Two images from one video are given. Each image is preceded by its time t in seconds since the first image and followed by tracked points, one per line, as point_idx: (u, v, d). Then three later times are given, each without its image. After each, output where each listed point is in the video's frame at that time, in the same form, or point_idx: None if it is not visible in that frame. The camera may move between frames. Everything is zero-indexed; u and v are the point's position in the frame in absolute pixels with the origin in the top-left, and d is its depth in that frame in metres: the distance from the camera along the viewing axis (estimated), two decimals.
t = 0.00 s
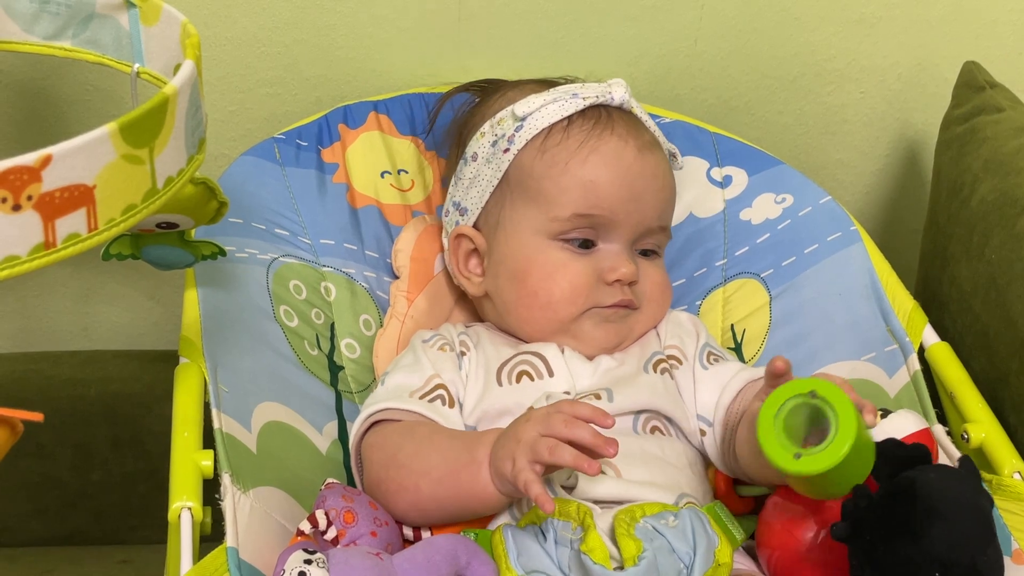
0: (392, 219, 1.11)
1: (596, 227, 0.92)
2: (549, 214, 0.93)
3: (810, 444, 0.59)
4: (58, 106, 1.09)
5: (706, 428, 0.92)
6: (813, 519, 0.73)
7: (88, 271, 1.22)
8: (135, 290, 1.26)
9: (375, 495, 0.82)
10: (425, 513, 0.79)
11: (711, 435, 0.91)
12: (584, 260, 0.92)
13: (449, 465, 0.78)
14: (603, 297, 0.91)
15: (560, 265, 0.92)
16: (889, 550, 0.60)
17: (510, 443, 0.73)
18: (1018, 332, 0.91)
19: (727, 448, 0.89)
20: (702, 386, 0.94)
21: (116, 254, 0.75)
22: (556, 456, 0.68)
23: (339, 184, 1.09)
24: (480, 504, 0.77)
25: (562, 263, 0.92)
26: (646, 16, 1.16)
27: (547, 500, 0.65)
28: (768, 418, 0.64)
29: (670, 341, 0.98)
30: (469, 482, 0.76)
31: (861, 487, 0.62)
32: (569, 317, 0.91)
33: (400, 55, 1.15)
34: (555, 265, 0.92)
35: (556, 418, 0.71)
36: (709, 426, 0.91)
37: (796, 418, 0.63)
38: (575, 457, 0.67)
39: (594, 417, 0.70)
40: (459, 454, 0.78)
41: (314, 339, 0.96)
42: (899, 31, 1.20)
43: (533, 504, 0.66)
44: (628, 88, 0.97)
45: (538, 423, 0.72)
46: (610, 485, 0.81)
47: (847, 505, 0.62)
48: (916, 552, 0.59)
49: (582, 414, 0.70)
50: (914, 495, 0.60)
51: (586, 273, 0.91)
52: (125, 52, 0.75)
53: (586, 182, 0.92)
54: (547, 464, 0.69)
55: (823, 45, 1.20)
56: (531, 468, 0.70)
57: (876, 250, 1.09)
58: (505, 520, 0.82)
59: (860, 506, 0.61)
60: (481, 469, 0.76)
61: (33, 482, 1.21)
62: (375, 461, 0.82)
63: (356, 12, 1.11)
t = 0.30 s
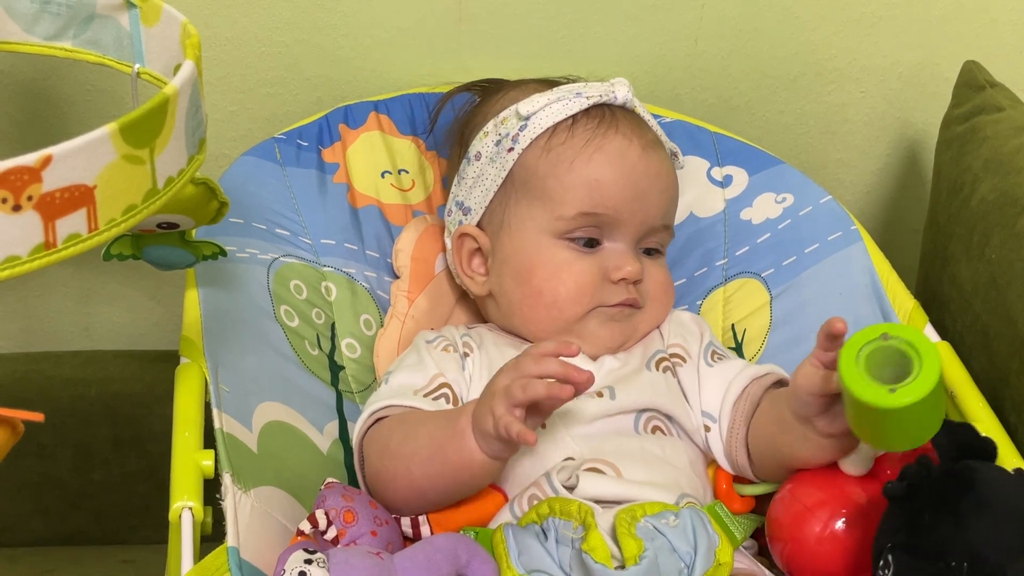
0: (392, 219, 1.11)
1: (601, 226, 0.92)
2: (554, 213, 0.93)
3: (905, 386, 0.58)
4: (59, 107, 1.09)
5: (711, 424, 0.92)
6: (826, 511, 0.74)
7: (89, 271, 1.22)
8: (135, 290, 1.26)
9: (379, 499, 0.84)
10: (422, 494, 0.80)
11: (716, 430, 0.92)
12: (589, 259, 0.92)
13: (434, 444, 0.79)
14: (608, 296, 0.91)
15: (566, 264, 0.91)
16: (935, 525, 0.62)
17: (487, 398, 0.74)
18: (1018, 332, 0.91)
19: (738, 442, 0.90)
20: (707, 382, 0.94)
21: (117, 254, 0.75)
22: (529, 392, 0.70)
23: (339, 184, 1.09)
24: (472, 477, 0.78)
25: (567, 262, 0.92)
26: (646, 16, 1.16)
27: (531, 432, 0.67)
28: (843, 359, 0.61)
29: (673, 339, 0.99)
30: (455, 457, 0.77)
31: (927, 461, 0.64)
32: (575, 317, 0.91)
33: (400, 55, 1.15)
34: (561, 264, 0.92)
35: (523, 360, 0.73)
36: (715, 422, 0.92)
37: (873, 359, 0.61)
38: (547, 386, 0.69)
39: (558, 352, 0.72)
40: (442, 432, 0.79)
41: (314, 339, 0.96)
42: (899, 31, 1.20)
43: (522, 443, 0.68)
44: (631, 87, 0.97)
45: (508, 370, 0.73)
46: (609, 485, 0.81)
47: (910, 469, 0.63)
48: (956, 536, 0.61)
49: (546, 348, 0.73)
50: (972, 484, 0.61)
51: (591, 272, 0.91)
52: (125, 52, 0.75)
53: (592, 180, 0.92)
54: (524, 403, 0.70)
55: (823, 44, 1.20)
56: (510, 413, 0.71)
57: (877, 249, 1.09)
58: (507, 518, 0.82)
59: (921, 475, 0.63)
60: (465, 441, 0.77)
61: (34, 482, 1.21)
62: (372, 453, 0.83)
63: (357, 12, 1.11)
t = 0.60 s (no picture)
0: (393, 220, 1.11)
1: (595, 228, 0.92)
2: (548, 216, 0.93)
3: (974, 348, 0.59)
4: (60, 108, 1.09)
5: (716, 420, 0.93)
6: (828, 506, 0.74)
7: (90, 271, 1.22)
8: (136, 290, 1.26)
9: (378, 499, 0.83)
10: (420, 504, 0.80)
11: (722, 426, 0.92)
12: (584, 261, 0.92)
13: (432, 454, 0.79)
14: (604, 297, 0.91)
15: (561, 266, 0.92)
16: (893, 568, 0.62)
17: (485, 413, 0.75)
18: (1018, 332, 0.91)
19: (744, 438, 0.91)
20: (710, 381, 0.95)
21: (118, 255, 0.75)
22: (528, 407, 0.70)
23: (340, 185, 1.09)
24: (471, 489, 0.78)
25: (562, 264, 0.92)
26: (647, 16, 1.16)
27: (529, 447, 0.67)
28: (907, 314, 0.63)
29: (675, 338, 0.99)
30: (453, 468, 0.77)
31: (868, 508, 0.64)
32: (571, 318, 0.91)
33: (400, 56, 1.15)
34: (556, 266, 0.92)
35: (523, 377, 0.73)
36: (719, 418, 0.93)
37: (938, 320, 0.62)
38: (547, 401, 0.69)
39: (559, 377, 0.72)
40: (439, 441, 0.79)
41: (315, 339, 0.96)
42: (900, 31, 1.20)
43: (521, 457, 0.68)
44: (624, 87, 0.97)
45: (507, 385, 0.74)
46: (610, 485, 0.81)
47: (852, 528, 0.64)
48: (916, 572, 0.61)
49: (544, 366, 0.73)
50: (916, 513, 0.62)
51: (586, 274, 0.91)
52: (125, 53, 0.75)
53: (584, 182, 0.92)
54: (523, 418, 0.71)
55: (823, 44, 1.20)
56: (509, 427, 0.72)
57: (876, 249, 1.09)
58: (507, 518, 0.83)
59: (864, 528, 0.64)
60: (462, 453, 0.77)
61: (35, 482, 1.22)
62: (371, 457, 0.83)
63: (357, 12, 1.11)
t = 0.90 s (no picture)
0: (393, 220, 1.11)
1: (591, 228, 0.92)
2: (543, 217, 0.93)
3: (1012, 311, 0.64)
4: (60, 108, 1.09)
5: (719, 420, 0.93)
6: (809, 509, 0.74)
7: (90, 272, 1.22)
8: (136, 291, 1.26)
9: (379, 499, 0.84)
10: (420, 499, 0.80)
11: (725, 426, 0.93)
12: (581, 261, 0.92)
13: (429, 448, 0.79)
14: (601, 297, 0.91)
15: (558, 267, 0.92)
16: (895, 571, 0.62)
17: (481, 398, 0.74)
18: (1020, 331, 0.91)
19: (748, 435, 0.92)
20: (714, 382, 0.95)
21: (118, 256, 0.75)
22: (524, 382, 0.70)
23: (339, 185, 1.09)
24: (469, 483, 0.78)
25: (560, 265, 0.92)
26: (647, 16, 1.16)
27: (540, 421, 0.68)
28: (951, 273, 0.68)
29: (677, 337, 0.99)
30: (450, 461, 0.77)
31: (871, 512, 0.65)
32: (569, 320, 0.91)
33: (400, 56, 1.15)
34: (554, 267, 0.92)
35: (510, 354, 0.73)
36: (723, 417, 0.93)
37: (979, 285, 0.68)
38: (542, 372, 0.69)
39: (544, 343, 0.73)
40: (437, 437, 0.79)
41: (316, 340, 0.96)
42: (900, 30, 1.20)
43: (532, 433, 0.68)
44: (620, 86, 0.97)
45: (499, 368, 0.74)
46: (611, 485, 0.81)
47: (855, 531, 0.65)
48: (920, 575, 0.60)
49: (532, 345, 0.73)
50: (917, 515, 0.61)
51: (584, 274, 0.91)
52: (125, 54, 0.75)
53: (579, 183, 0.92)
54: (522, 394, 0.70)
55: (823, 44, 1.20)
56: (509, 407, 0.71)
57: (877, 248, 1.09)
58: (509, 519, 0.83)
59: (866, 530, 0.64)
60: (460, 444, 0.76)
61: (34, 482, 1.21)
62: (373, 454, 0.84)
63: (357, 13, 1.11)
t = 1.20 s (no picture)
0: (393, 220, 1.11)
1: (591, 228, 0.92)
2: (543, 218, 0.93)
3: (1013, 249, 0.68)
4: (60, 109, 1.09)
5: (720, 419, 0.93)
6: (808, 506, 0.74)
7: (91, 273, 1.22)
8: (137, 292, 1.26)
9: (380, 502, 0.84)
10: (418, 502, 0.80)
11: (726, 425, 0.93)
12: (581, 262, 0.92)
13: (427, 451, 0.78)
14: (601, 298, 0.91)
15: (558, 268, 0.91)
16: (885, 564, 0.62)
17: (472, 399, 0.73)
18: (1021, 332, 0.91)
19: (748, 435, 0.91)
20: (714, 380, 0.95)
21: (118, 257, 0.75)
22: (515, 378, 0.70)
23: (340, 186, 1.09)
24: (466, 486, 0.78)
25: (559, 266, 0.92)
26: (647, 16, 1.16)
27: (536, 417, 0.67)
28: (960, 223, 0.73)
29: (679, 338, 0.99)
30: (445, 465, 0.77)
31: (852, 505, 0.64)
32: (569, 321, 0.91)
33: (400, 57, 1.15)
34: (553, 268, 0.92)
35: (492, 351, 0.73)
36: (724, 417, 0.93)
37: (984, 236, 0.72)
38: (531, 368, 0.69)
39: (523, 334, 0.72)
40: (432, 439, 0.79)
41: (316, 341, 0.96)
42: (900, 30, 1.20)
43: (528, 430, 0.68)
44: (619, 86, 0.97)
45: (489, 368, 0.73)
46: (612, 486, 0.81)
47: (839, 525, 0.64)
48: (908, 565, 0.61)
49: (512, 339, 0.72)
50: (898, 506, 0.62)
51: (583, 275, 0.91)
52: (126, 55, 0.75)
53: (578, 183, 0.92)
54: (512, 391, 0.70)
55: (824, 44, 1.20)
56: (502, 405, 0.71)
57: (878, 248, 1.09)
58: (510, 520, 0.83)
59: (851, 523, 0.63)
60: (454, 448, 0.76)
61: (35, 483, 1.21)
62: (373, 457, 0.84)
63: (358, 13, 1.11)
